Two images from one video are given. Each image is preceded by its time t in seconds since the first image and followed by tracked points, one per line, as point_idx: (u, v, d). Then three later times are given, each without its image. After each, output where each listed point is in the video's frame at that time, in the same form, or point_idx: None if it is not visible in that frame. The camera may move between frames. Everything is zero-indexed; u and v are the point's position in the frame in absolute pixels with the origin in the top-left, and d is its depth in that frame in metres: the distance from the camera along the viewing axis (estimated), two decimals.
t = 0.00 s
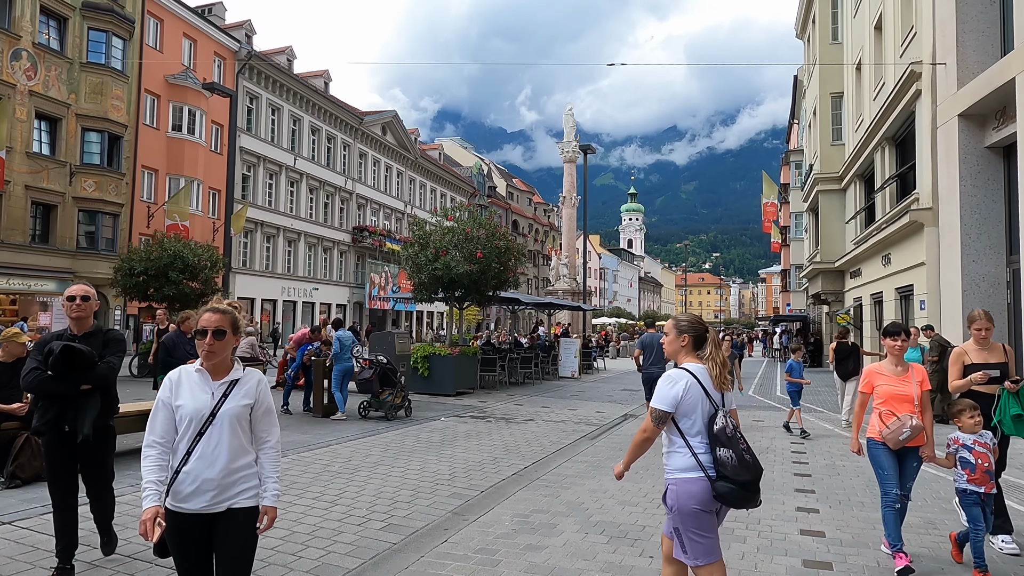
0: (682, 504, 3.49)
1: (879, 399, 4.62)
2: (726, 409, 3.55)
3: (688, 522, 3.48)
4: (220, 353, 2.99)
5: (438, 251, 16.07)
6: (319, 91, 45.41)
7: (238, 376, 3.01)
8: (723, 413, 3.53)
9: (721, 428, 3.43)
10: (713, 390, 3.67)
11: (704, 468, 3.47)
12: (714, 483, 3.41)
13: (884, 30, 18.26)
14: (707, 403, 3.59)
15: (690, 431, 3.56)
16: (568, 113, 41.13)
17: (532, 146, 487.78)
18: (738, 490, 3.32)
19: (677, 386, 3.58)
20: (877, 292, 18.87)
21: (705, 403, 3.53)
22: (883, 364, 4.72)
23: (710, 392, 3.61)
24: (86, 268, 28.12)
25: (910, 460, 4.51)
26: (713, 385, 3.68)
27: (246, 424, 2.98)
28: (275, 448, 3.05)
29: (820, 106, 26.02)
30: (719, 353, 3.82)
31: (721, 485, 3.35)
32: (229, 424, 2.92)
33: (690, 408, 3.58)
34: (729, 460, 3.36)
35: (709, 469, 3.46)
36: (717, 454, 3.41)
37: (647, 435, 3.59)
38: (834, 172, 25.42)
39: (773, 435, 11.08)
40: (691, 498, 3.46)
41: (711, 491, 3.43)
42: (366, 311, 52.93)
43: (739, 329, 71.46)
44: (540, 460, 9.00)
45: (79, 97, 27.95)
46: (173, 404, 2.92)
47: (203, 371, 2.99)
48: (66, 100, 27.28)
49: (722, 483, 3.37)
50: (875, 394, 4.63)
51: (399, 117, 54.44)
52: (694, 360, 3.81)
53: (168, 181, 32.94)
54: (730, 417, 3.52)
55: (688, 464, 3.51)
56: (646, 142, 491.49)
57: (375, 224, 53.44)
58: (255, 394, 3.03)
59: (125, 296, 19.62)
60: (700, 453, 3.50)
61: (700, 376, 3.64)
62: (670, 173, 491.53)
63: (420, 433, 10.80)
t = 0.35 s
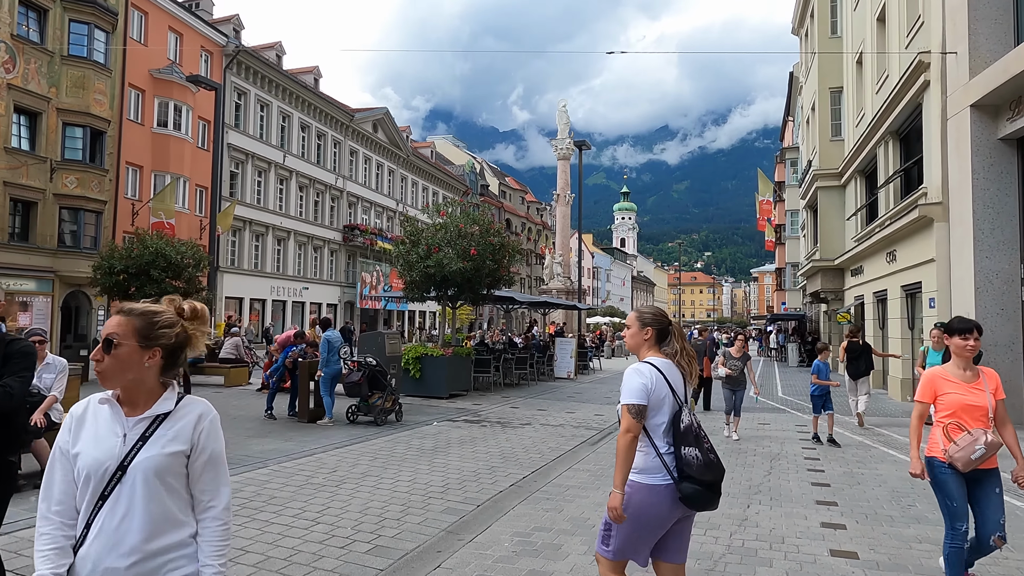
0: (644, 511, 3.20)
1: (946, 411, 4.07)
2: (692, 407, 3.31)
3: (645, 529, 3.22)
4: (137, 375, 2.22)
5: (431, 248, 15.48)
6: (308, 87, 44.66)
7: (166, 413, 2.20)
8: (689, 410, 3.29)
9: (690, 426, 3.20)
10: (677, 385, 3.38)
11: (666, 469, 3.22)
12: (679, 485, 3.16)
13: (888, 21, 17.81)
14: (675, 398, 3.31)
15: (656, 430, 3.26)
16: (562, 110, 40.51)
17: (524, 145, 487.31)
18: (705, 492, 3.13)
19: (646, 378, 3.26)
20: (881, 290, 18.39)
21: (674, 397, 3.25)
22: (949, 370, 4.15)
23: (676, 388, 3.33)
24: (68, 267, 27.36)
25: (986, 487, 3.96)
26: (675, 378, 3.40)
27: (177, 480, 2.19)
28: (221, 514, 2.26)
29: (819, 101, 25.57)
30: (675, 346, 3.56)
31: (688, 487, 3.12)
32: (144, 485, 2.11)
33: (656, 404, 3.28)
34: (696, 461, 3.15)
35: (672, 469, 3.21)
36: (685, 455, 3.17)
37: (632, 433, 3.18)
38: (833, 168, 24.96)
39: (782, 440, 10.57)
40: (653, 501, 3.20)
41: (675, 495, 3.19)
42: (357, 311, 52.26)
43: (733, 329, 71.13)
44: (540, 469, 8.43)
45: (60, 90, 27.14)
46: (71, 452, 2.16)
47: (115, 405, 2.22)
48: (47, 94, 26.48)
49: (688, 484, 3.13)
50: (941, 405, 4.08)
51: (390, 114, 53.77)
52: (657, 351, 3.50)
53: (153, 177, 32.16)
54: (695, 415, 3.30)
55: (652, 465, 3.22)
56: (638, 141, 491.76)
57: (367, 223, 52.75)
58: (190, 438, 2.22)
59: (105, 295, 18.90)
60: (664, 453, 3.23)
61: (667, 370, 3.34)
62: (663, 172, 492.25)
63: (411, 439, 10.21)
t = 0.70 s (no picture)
0: (546, 520, 3.03)
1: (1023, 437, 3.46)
2: (610, 409, 3.07)
3: (549, 538, 3.06)
4: None
5: (419, 239, 14.88)
6: (296, 79, 43.86)
7: None
8: (606, 412, 3.05)
9: (602, 431, 2.97)
10: (598, 384, 3.13)
11: (573, 476, 3.02)
12: (583, 494, 2.97)
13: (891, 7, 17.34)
14: (592, 401, 3.05)
15: (569, 434, 3.04)
16: (555, 103, 39.88)
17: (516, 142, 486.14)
18: (610, 502, 2.94)
19: (561, 379, 3.01)
20: (882, 283, 17.97)
21: (584, 400, 3.02)
22: None
23: (594, 388, 3.07)
24: (47, 261, 26.57)
25: None
26: (595, 375, 3.14)
27: None
28: None
29: (817, 92, 25.11)
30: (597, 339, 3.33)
31: (589, 497, 2.93)
32: None
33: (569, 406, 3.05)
34: (602, 468, 2.94)
35: (577, 477, 3.01)
36: (592, 461, 2.96)
37: (546, 439, 2.96)
38: (831, 160, 24.51)
39: (786, 438, 10.08)
40: (555, 510, 3.03)
41: (579, 505, 3.00)
42: (346, 307, 51.60)
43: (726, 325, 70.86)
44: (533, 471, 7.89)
45: (38, 79, 26.34)
46: None
47: None
48: (24, 82, 25.66)
49: (590, 493, 2.94)
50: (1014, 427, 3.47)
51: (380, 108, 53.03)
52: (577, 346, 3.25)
53: (136, 169, 31.35)
54: (613, 417, 3.06)
55: (558, 469, 3.04)
56: (630, 138, 491.57)
57: (357, 217, 52.03)
58: None
59: (81, 289, 18.19)
60: (571, 459, 3.03)
61: (583, 368, 3.09)
62: (654, 169, 492.54)
63: (397, 439, 9.65)
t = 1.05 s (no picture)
0: (479, 534, 2.97)
1: None
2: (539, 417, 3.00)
3: (485, 553, 2.97)
4: None
5: (406, 237, 14.29)
6: (285, 75, 43.13)
7: None
8: (533, 421, 2.98)
9: (530, 441, 2.87)
10: (524, 393, 3.10)
11: (507, 491, 2.94)
12: (517, 507, 2.88)
13: None
14: (517, 410, 3.03)
15: (496, 445, 3.01)
16: (547, 100, 39.31)
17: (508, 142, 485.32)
18: (544, 516, 2.83)
19: (479, 390, 3.03)
20: (884, 282, 17.50)
21: (510, 408, 3.01)
22: None
23: (519, 398, 3.05)
24: (24, 261, 25.80)
25: None
26: (521, 384, 3.12)
27: None
28: None
29: (814, 88, 24.66)
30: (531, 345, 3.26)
31: (522, 510, 2.84)
32: None
33: (498, 415, 3.03)
34: (533, 480, 2.84)
35: (512, 489, 2.93)
36: (523, 473, 2.86)
37: (443, 447, 3.08)
38: (829, 157, 24.08)
39: (792, 445, 9.55)
40: (487, 524, 2.94)
41: (513, 519, 2.91)
42: (336, 307, 50.88)
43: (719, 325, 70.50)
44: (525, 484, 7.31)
45: (16, 73, 25.59)
46: None
47: None
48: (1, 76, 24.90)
49: (524, 506, 2.85)
50: None
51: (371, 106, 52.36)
52: (505, 356, 3.24)
53: (119, 167, 30.60)
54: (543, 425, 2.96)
55: (489, 484, 2.98)
56: (623, 138, 491.67)
57: (347, 216, 51.32)
58: None
59: (55, 289, 17.47)
60: (503, 470, 2.96)
61: (507, 377, 3.08)
62: (647, 169, 493.05)
63: (379, 448, 9.04)
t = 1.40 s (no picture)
0: (391, 540, 2.62)
1: None
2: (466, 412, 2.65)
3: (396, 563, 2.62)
4: None
5: (394, 231, 13.70)
6: (274, 69, 42.37)
7: None
8: (459, 417, 2.63)
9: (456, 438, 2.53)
10: (453, 387, 2.74)
11: (425, 492, 2.59)
12: (434, 510, 2.55)
13: None
14: (443, 405, 2.67)
15: (418, 441, 2.65)
16: (540, 95, 38.71)
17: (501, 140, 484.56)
18: (464, 520, 2.50)
19: (402, 380, 2.65)
20: (887, 278, 17.04)
21: (436, 400, 2.64)
22: None
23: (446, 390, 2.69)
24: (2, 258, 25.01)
25: None
26: (451, 375, 2.75)
27: None
28: None
29: (813, 81, 24.18)
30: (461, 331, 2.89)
31: (440, 512, 2.51)
32: None
33: (420, 407, 2.66)
34: (455, 480, 2.52)
35: (431, 490, 2.59)
36: (444, 473, 2.53)
37: (382, 444, 2.59)
38: (828, 151, 23.63)
39: (799, 450, 9.04)
40: (403, 530, 2.59)
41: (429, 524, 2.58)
42: (327, 306, 50.16)
43: (712, 323, 70.11)
44: (518, 496, 6.75)
45: None
46: None
47: None
48: None
49: (442, 508, 2.52)
50: None
51: (361, 101, 51.64)
52: (433, 345, 2.84)
53: (102, 162, 29.81)
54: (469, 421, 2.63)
55: (406, 484, 2.62)
56: (616, 136, 491.53)
57: (337, 213, 50.60)
58: None
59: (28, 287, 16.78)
60: (423, 469, 2.61)
61: (434, 368, 2.71)
62: (640, 167, 493.23)
63: (362, 454, 8.48)
